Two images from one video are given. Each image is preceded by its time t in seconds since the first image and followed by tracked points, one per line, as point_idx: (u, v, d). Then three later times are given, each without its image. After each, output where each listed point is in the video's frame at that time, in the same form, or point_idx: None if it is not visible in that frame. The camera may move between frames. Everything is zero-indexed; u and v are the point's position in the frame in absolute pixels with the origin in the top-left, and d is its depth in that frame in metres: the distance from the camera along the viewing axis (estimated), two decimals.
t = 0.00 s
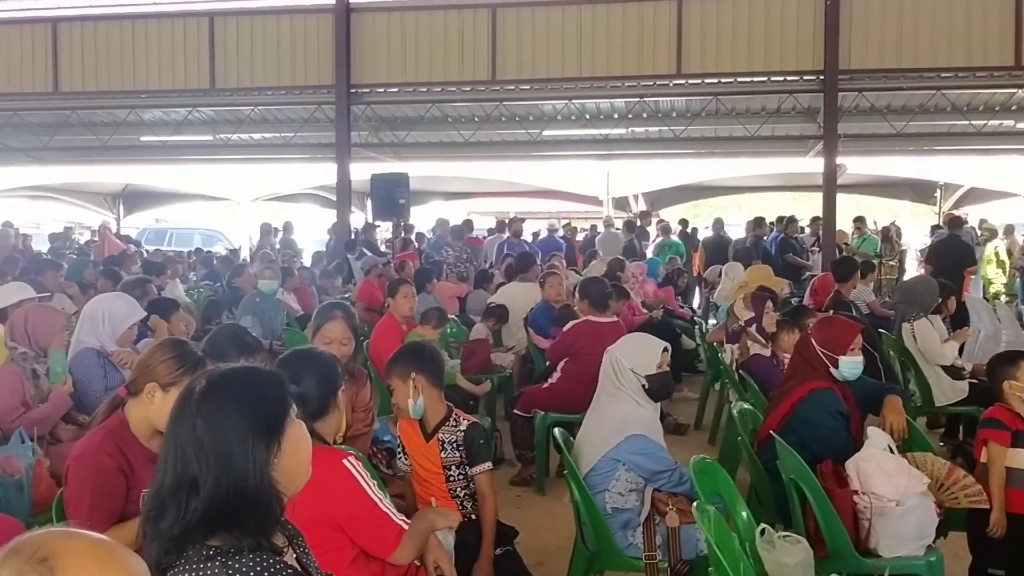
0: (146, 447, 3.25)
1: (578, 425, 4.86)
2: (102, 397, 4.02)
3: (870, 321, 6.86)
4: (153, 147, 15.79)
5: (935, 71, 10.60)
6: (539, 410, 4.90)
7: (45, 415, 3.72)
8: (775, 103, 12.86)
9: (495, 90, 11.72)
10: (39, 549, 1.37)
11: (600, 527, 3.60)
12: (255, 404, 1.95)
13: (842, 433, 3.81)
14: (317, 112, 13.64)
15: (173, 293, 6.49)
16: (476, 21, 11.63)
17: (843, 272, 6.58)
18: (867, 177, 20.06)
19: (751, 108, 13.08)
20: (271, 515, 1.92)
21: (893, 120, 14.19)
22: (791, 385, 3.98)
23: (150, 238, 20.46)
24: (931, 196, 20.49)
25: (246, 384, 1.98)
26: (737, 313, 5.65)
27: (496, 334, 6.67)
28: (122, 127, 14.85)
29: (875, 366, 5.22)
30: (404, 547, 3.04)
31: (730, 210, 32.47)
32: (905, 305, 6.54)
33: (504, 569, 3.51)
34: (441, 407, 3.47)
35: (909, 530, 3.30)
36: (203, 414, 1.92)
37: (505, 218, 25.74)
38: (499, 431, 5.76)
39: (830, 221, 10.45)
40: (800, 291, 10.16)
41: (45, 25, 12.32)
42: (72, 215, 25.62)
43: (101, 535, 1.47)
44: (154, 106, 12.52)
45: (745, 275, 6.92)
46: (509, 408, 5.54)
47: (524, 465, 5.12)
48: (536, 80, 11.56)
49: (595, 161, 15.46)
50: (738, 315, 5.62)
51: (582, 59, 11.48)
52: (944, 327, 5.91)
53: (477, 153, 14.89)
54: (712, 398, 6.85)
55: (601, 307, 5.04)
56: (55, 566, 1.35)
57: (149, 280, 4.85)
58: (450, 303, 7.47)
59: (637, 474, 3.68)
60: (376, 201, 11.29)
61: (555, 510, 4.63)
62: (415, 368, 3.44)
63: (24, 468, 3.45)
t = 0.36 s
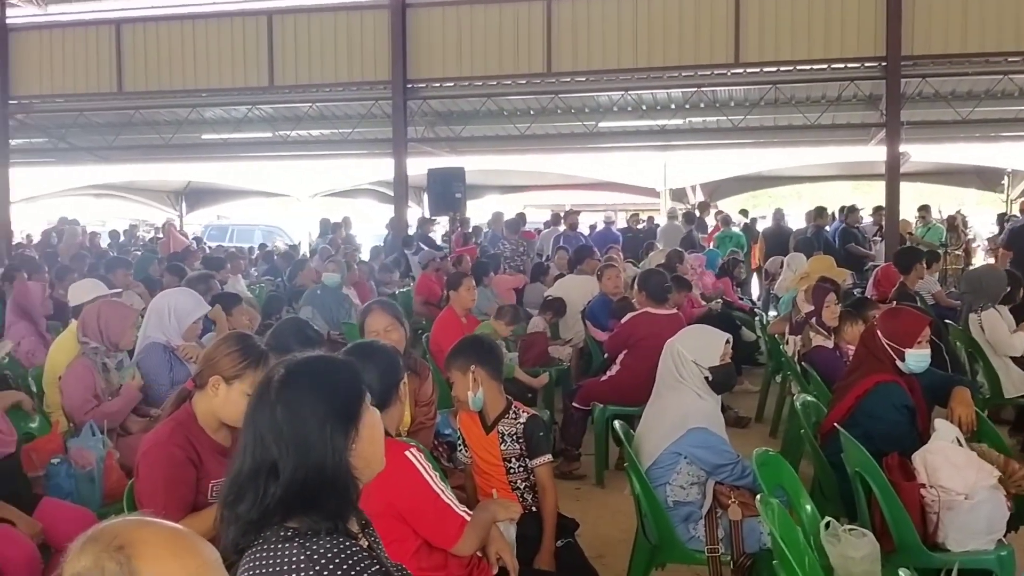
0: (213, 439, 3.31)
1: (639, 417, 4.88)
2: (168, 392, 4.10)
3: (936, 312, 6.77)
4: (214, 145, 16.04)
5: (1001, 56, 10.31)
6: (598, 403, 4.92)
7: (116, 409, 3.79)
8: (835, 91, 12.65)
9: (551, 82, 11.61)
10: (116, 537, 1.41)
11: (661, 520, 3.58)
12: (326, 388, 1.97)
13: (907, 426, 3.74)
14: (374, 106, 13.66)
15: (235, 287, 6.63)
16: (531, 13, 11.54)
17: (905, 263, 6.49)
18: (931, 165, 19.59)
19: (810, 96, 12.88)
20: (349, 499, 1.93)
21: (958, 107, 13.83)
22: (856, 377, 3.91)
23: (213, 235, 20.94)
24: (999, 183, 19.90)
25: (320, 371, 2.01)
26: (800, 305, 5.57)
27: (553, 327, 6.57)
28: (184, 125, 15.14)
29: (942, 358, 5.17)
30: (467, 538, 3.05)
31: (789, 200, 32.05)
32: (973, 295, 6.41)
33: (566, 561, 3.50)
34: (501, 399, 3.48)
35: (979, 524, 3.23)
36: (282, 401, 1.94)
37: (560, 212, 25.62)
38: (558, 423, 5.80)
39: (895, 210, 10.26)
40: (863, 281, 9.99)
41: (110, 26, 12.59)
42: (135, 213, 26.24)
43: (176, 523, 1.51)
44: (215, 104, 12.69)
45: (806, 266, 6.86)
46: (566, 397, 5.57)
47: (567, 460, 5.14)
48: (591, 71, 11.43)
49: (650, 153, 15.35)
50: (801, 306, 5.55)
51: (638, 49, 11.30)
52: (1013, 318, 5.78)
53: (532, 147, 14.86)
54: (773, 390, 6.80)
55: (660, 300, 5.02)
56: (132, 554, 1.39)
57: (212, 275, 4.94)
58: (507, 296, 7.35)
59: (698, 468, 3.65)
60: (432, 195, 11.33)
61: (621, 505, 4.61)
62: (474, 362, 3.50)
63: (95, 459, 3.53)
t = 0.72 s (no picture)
0: (285, 431, 3.35)
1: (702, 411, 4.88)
2: (237, 386, 4.15)
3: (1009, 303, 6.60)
4: (275, 142, 16.19)
5: None
6: (660, 397, 4.93)
7: (187, 402, 3.83)
8: (903, 79, 12.30)
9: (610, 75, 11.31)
10: (200, 525, 1.50)
11: (728, 514, 3.54)
12: (420, 374, 1.97)
13: (981, 420, 3.64)
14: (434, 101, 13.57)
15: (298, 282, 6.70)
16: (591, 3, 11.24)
17: (971, 253, 6.59)
18: (1002, 152, 18.99)
19: (877, 84, 12.56)
20: (444, 484, 1.92)
21: None
22: (928, 370, 3.82)
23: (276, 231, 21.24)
24: None
25: (411, 358, 2.00)
26: (870, 296, 5.45)
27: (614, 320, 6.68)
28: (247, 123, 15.26)
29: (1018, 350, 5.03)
30: (532, 531, 3.06)
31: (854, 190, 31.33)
32: None
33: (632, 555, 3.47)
34: (564, 392, 3.50)
35: None
36: (378, 390, 1.93)
37: (618, 204, 25.29)
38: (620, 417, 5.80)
39: (964, 199, 10.00)
40: (933, 272, 9.75)
41: (174, 26, 12.59)
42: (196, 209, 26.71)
43: (252, 514, 1.60)
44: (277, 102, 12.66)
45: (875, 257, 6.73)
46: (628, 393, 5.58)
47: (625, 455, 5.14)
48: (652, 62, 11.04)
49: (712, 143, 15.12)
50: (870, 298, 5.43)
51: (699, 37, 10.90)
52: None
53: (590, 139, 14.69)
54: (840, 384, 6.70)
55: (723, 293, 4.96)
56: (215, 540, 1.48)
57: (277, 271, 5.00)
58: (566, 288, 7.64)
59: (765, 461, 3.59)
60: (491, 188, 11.33)
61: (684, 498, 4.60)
62: (541, 353, 3.49)
63: (167, 451, 3.60)
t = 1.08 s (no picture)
0: (348, 429, 3.32)
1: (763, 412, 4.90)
2: (300, 385, 4.19)
3: None
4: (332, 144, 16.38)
5: None
6: (720, 398, 4.94)
7: (253, 399, 3.90)
8: (968, 74, 12.08)
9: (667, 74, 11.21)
10: (278, 521, 1.43)
11: (792, 517, 3.48)
12: (482, 381, 2.15)
13: None
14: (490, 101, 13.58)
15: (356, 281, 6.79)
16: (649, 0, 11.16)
17: None
18: None
19: (940, 79, 12.35)
20: (502, 488, 2.11)
21: None
22: (996, 373, 3.72)
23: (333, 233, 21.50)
24: None
25: (473, 365, 2.19)
26: (937, 296, 5.35)
27: (671, 321, 6.62)
28: (306, 125, 15.46)
29: None
30: (596, 530, 3.02)
31: (916, 189, 30.80)
32: None
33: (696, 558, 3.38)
34: (643, 394, 3.52)
35: None
36: (441, 394, 2.14)
37: (674, 204, 25.14)
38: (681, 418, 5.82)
39: None
40: (1001, 272, 9.55)
41: (235, 31, 12.77)
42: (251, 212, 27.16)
43: (332, 510, 1.52)
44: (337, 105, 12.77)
45: (940, 256, 6.62)
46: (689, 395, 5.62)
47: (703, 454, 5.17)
48: (708, 60, 10.94)
49: (770, 142, 14.95)
50: (937, 298, 5.33)
51: (757, 35, 10.76)
52: None
53: (646, 139, 14.60)
54: (905, 385, 6.61)
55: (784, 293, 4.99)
56: (293, 537, 1.39)
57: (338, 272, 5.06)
58: (623, 291, 7.55)
59: (830, 463, 3.52)
60: (545, 188, 11.35)
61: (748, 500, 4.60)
62: (639, 350, 3.55)
63: (233, 447, 3.66)
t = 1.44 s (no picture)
0: (406, 431, 3.33)
1: (820, 419, 4.93)
2: (358, 387, 4.21)
3: None
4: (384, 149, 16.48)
5: None
6: (775, 403, 4.98)
7: (310, 400, 3.94)
8: None
9: (720, 76, 11.06)
10: (343, 522, 1.45)
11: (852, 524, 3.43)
12: (543, 389, 2.20)
13: None
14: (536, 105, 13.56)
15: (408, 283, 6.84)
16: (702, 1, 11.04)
17: None
18: None
19: (1002, 80, 12.09)
20: (563, 497, 2.15)
21: None
22: None
23: (385, 237, 21.66)
24: None
25: (535, 373, 2.23)
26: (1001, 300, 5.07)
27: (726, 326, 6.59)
28: (359, 130, 15.56)
29: None
30: (654, 535, 2.97)
31: (978, 192, 30.02)
32: None
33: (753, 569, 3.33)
34: (721, 406, 3.41)
35: None
36: (503, 397, 2.19)
37: (726, 208, 24.86)
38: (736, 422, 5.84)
39: None
40: None
41: (289, 37, 12.87)
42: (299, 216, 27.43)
43: (392, 511, 1.55)
44: (389, 110, 12.81)
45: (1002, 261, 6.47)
46: (744, 400, 5.60)
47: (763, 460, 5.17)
48: (762, 62, 10.80)
49: (827, 144, 14.71)
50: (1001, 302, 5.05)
51: (811, 37, 10.60)
52: None
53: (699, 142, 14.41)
54: (966, 392, 6.51)
55: (841, 296, 5.02)
56: (357, 539, 1.42)
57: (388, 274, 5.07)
58: (675, 295, 7.48)
59: (890, 471, 3.46)
60: (597, 191, 11.39)
61: (805, 507, 4.61)
62: (712, 361, 3.44)
63: (290, 449, 3.68)
